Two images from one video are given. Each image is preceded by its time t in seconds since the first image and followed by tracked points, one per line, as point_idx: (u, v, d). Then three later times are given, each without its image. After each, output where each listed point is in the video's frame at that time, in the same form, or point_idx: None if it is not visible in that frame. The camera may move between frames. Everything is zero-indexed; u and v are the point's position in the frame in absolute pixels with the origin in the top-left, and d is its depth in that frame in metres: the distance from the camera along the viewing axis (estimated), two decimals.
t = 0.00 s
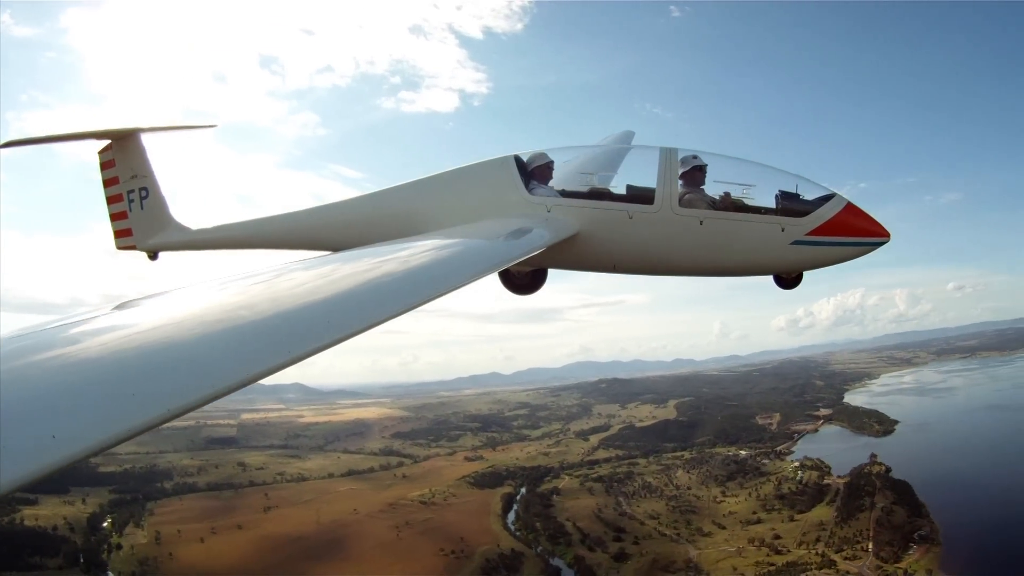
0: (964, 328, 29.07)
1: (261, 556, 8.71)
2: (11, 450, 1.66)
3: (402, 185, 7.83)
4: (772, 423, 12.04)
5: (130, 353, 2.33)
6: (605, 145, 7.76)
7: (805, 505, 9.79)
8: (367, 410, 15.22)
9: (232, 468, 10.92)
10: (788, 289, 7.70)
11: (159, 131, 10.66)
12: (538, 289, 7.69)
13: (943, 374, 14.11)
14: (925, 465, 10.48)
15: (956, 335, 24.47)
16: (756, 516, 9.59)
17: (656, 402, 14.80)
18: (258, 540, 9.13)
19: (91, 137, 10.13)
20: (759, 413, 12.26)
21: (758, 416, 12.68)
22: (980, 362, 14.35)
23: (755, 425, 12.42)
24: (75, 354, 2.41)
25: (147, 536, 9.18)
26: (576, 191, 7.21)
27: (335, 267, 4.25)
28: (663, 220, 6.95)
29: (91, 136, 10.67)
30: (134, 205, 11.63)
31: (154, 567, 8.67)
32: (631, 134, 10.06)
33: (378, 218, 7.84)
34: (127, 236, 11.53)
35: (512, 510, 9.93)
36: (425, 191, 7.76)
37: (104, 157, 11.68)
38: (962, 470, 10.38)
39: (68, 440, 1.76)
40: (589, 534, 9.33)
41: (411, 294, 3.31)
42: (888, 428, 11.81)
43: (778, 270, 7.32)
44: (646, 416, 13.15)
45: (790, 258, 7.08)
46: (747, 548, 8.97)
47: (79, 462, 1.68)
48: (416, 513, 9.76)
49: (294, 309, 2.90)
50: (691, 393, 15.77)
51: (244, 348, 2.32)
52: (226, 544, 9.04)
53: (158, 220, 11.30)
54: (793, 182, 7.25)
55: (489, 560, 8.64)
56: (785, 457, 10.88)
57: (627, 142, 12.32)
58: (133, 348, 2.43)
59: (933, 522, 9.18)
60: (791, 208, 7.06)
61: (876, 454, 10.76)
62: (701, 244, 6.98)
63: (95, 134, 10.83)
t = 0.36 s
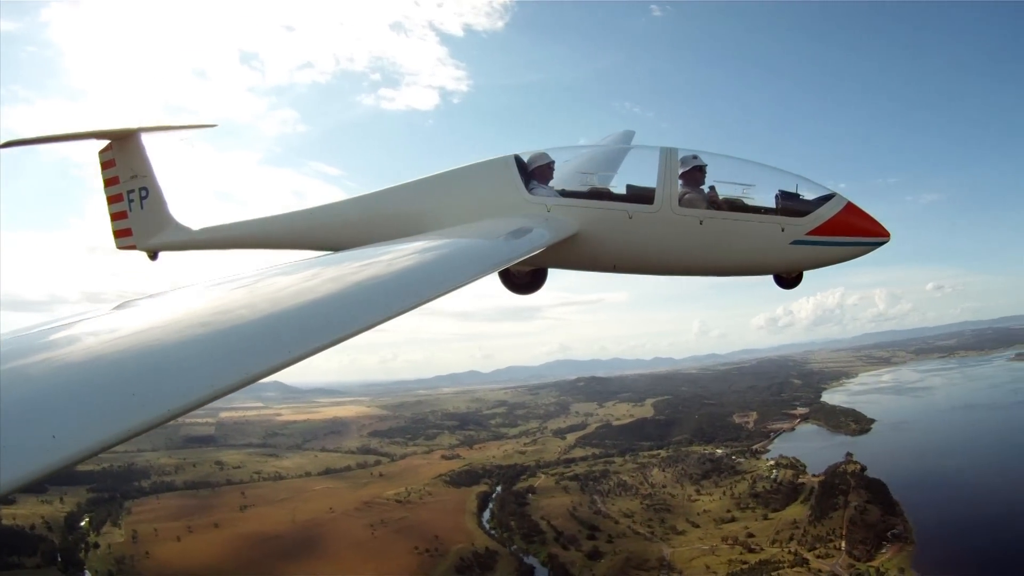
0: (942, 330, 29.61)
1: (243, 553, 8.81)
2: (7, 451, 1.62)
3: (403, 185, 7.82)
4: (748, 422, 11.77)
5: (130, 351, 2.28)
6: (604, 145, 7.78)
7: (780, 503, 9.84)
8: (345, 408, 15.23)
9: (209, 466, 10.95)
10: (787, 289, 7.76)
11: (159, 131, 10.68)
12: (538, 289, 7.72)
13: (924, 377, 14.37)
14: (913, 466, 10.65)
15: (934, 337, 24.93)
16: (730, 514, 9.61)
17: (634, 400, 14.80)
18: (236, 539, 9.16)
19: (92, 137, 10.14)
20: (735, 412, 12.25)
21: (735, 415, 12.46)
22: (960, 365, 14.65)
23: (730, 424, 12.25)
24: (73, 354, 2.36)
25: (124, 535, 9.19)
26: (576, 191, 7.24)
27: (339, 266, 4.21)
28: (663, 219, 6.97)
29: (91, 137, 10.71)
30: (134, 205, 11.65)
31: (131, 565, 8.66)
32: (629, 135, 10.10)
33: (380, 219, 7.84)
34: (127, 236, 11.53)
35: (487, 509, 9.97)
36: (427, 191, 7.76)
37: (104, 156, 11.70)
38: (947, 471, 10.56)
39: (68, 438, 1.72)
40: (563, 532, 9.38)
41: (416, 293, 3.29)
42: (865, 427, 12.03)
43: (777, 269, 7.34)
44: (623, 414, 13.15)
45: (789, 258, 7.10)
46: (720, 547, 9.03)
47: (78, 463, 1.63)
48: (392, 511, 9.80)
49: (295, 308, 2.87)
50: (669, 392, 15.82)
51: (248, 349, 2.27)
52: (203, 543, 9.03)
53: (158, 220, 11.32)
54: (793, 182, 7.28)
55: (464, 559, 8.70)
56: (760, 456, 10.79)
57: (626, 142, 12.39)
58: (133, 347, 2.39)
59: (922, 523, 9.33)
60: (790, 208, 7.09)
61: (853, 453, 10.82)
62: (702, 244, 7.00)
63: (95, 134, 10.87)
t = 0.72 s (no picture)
0: (920, 334, 30.19)
1: (217, 547, 8.88)
2: (2, 453, 1.51)
3: (402, 185, 7.68)
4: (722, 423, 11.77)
5: (131, 349, 2.16)
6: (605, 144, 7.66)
7: (749, 503, 9.90)
8: (320, 406, 15.21)
9: (184, 463, 10.98)
10: (786, 290, 7.64)
11: (159, 131, 10.64)
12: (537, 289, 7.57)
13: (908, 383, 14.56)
14: (900, 472, 10.72)
15: (912, 341, 25.37)
16: (700, 513, 9.65)
17: (609, 399, 14.88)
18: (208, 537, 9.23)
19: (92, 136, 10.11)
20: (709, 411, 12.30)
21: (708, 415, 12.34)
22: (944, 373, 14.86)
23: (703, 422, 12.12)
24: (69, 352, 2.24)
25: (97, 532, 9.15)
26: (575, 191, 7.10)
27: (344, 263, 4.10)
28: (664, 220, 6.83)
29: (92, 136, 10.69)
30: (134, 205, 11.63)
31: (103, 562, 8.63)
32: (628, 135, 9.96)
33: (380, 221, 7.70)
34: (127, 236, 11.50)
35: (459, 506, 10.03)
36: (427, 190, 7.62)
37: (104, 156, 11.70)
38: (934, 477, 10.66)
39: (66, 440, 1.61)
40: (533, 530, 9.42)
41: (423, 289, 3.17)
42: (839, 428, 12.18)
43: (777, 270, 7.20)
44: (597, 413, 13.20)
45: (789, 259, 6.97)
46: (689, 546, 9.05)
47: (77, 466, 1.51)
48: (363, 509, 9.83)
49: (299, 304, 2.75)
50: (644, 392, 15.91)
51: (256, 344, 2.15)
52: (175, 541, 9.07)
53: (157, 220, 11.29)
54: (793, 182, 7.16)
55: (433, 557, 8.71)
56: (732, 455, 10.77)
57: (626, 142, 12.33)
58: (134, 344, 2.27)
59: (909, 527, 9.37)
60: (790, 208, 6.96)
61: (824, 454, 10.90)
62: (703, 244, 6.85)
63: (96, 134, 10.86)
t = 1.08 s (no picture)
0: (896, 338, 30.91)
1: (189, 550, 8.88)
2: (6, 451, 1.58)
3: (401, 186, 7.71)
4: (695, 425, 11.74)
5: (131, 349, 2.23)
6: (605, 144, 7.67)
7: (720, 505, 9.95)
8: (294, 408, 15.18)
9: (159, 465, 10.97)
10: (787, 290, 7.73)
11: (159, 131, 10.67)
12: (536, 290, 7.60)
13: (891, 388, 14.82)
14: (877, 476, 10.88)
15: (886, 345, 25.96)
16: (671, 515, 9.68)
17: (582, 402, 14.97)
18: (180, 541, 9.14)
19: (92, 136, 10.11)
20: (682, 414, 12.36)
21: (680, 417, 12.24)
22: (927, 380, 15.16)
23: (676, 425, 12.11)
24: (70, 351, 2.30)
25: (70, 534, 8.97)
26: (575, 191, 7.13)
27: (341, 259, 4.16)
28: (663, 220, 6.88)
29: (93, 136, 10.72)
30: (134, 205, 11.67)
31: (76, 564, 8.40)
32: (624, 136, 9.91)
33: (382, 221, 7.72)
34: (127, 236, 11.54)
35: (431, 508, 10.08)
36: (428, 191, 7.64)
37: (104, 156, 11.73)
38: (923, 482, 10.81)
39: (67, 439, 1.68)
40: (504, 532, 9.44)
41: (418, 290, 3.24)
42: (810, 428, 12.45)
43: (777, 269, 7.28)
44: (571, 415, 13.28)
45: (789, 258, 7.05)
46: (658, 547, 9.08)
47: (77, 463, 1.59)
48: (335, 511, 9.85)
49: (295, 304, 2.81)
50: (617, 394, 16.06)
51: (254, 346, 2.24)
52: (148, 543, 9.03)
53: (157, 220, 11.34)
54: (793, 182, 7.23)
55: (404, 559, 8.74)
56: (703, 457, 10.77)
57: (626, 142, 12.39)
58: (134, 345, 2.33)
59: (897, 532, 9.49)
60: (790, 209, 7.04)
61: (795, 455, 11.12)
62: (702, 245, 6.90)
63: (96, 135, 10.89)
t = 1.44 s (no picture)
0: (871, 342, 31.28)
1: (155, 551, 8.95)
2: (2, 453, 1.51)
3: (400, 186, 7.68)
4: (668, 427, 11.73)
5: (132, 347, 2.16)
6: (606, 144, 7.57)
7: (690, 507, 9.98)
8: (268, 410, 15.15)
9: (131, 468, 11.00)
10: (787, 291, 7.60)
11: (159, 132, 10.65)
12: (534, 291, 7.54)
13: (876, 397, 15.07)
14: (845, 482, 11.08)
15: (863, 349, 26.47)
16: (641, 517, 9.71)
17: (556, 404, 15.03)
18: (149, 543, 9.18)
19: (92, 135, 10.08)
20: (656, 416, 12.42)
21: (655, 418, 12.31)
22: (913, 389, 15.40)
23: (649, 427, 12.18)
24: (66, 350, 2.23)
25: (43, 537, 8.97)
26: (575, 191, 7.06)
27: (341, 260, 4.08)
28: (664, 220, 6.78)
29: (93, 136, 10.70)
30: (134, 205, 11.66)
31: (49, 566, 8.35)
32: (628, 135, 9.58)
33: (384, 222, 7.67)
34: (127, 236, 11.53)
35: (402, 510, 10.14)
36: (430, 191, 7.60)
37: (104, 156, 11.71)
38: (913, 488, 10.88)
39: (66, 440, 1.61)
40: (474, 534, 9.47)
41: (423, 288, 3.18)
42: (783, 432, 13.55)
43: (777, 271, 7.14)
44: (544, 417, 13.29)
45: (789, 259, 6.91)
46: (627, 549, 9.08)
47: (70, 466, 1.51)
48: (307, 513, 9.85)
49: (299, 302, 2.74)
50: (591, 397, 16.29)
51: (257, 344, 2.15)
52: (120, 544, 9.06)
53: (158, 221, 11.35)
54: (793, 183, 7.11)
55: (374, 561, 8.74)
56: (674, 459, 10.77)
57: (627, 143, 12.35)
58: (133, 343, 2.25)
59: (877, 538, 9.60)
60: (790, 209, 6.91)
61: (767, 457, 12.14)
62: (702, 245, 6.81)
63: (96, 135, 10.87)
